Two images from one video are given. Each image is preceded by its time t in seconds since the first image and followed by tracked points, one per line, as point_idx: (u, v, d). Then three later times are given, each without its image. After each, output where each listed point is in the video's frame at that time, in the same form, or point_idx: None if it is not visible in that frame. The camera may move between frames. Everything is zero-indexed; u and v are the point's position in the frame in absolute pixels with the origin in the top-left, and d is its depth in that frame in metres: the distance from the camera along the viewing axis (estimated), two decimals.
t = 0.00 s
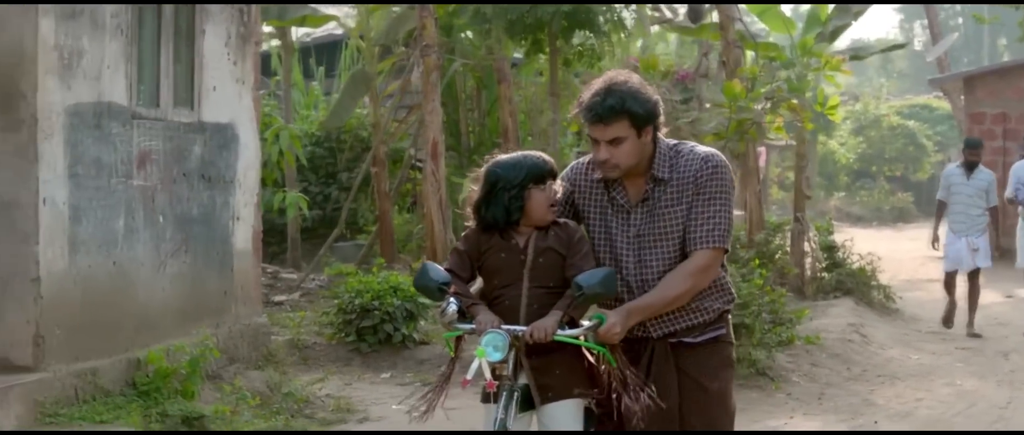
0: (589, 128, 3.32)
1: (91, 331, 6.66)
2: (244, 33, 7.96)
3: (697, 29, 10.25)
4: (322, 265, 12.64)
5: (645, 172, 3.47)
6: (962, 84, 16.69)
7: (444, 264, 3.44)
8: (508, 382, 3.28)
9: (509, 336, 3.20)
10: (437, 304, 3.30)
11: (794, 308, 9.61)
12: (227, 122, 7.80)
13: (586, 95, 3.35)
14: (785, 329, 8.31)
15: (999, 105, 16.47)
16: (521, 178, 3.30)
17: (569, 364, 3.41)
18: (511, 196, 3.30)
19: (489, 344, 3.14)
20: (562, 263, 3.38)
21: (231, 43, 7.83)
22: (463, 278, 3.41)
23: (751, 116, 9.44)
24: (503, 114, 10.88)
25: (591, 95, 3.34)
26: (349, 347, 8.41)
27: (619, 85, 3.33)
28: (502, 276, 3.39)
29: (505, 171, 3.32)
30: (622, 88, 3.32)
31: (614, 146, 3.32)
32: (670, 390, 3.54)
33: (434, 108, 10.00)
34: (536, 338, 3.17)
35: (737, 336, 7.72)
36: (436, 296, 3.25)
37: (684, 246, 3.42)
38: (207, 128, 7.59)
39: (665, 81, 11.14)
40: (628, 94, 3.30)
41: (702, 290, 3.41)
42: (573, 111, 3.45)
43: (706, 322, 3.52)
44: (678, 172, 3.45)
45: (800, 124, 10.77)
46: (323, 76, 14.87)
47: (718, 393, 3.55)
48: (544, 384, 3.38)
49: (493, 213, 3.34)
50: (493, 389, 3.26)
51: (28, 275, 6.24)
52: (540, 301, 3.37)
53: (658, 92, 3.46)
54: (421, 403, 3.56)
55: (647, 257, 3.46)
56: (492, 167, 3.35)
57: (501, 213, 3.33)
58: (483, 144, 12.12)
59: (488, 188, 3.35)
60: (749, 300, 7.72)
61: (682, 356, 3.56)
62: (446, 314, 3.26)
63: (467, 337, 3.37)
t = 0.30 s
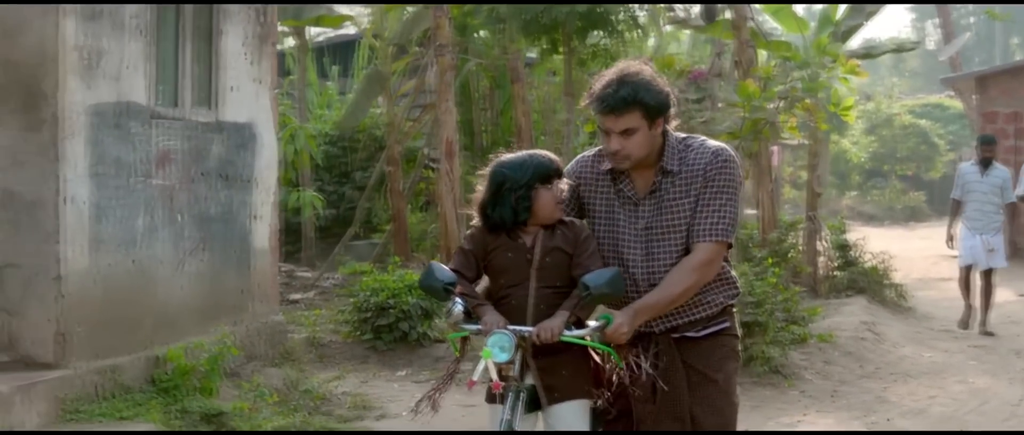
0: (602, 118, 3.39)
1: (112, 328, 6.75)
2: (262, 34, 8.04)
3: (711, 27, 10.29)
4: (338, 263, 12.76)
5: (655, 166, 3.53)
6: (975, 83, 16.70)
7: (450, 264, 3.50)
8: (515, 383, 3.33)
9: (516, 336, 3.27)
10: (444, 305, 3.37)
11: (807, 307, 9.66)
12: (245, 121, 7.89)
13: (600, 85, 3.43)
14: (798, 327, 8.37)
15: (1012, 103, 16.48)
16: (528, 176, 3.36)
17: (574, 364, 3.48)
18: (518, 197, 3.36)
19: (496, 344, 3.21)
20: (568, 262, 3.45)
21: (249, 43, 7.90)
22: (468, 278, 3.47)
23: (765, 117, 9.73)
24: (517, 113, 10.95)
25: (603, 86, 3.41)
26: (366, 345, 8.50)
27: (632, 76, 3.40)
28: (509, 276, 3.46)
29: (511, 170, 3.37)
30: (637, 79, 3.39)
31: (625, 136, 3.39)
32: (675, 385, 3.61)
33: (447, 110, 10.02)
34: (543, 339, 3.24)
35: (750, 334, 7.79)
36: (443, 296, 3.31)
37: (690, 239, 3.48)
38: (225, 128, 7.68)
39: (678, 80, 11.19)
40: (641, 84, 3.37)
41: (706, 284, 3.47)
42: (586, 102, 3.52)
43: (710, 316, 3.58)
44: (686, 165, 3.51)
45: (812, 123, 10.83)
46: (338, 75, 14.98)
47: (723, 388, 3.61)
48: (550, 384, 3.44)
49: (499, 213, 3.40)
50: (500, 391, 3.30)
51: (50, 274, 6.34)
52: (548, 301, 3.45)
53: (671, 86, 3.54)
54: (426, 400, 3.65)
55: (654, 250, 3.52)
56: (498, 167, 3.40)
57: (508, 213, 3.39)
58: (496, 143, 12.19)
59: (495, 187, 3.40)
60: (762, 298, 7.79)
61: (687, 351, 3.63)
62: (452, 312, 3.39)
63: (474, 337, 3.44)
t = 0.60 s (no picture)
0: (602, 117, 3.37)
1: (111, 328, 6.73)
2: (262, 33, 8.02)
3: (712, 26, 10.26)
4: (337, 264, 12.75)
5: (656, 166, 3.51)
6: (976, 83, 16.66)
7: (450, 265, 3.47)
8: (515, 383, 3.30)
9: (515, 337, 3.25)
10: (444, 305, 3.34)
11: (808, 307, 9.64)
12: (245, 121, 7.87)
13: (600, 84, 3.40)
14: (799, 328, 8.34)
15: (1014, 103, 16.43)
16: (528, 176, 3.34)
17: (574, 364, 3.45)
18: (518, 197, 3.34)
19: (496, 345, 3.18)
20: (569, 262, 3.42)
21: (248, 42, 7.87)
22: (468, 278, 3.44)
23: (765, 116, 9.71)
24: (517, 113, 10.93)
25: (603, 86, 3.38)
26: (365, 346, 8.48)
27: (632, 75, 3.38)
28: (509, 276, 3.43)
29: (511, 170, 3.35)
30: (637, 79, 3.37)
31: (626, 135, 3.37)
32: (675, 385, 3.59)
33: (449, 107, 10.03)
34: (543, 339, 3.22)
35: (751, 335, 7.76)
36: (443, 296, 3.29)
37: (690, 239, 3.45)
38: (224, 127, 7.65)
39: (679, 79, 11.17)
40: (641, 83, 3.35)
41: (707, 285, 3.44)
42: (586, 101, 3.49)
43: (711, 317, 3.55)
44: (687, 165, 3.48)
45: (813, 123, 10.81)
46: (337, 75, 14.96)
47: (724, 388, 3.58)
48: (550, 384, 3.42)
49: (499, 213, 3.37)
50: (500, 391, 3.28)
51: (49, 274, 6.32)
52: (548, 302, 3.42)
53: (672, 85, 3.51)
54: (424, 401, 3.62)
55: (655, 251, 3.49)
56: (499, 167, 3.38)
57: (508, 213, 3.36)
58: (496, 143, 12.18)
59: (494, 187, 3.38)
60: (763, 298, 7.75)
61: (687, 352, 3.60)
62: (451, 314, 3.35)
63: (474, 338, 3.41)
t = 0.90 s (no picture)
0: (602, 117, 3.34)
1: (111, 329, 6.71)
2: (261, 32, 8.00)
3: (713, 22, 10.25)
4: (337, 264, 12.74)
5: (656, 166, 3.48)
6: (977, 82, 16.63)
7: (450, 264, 3.45)
8: (515, 384, 3.28)
9: (515, 337, 3.23)
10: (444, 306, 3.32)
11: (808, 307, 9.62)
12: (244, 121, 7.85)
13: (600, 85, 3.37)
14: (800, 328, 8.32)
15: (1015, 102, 16.41)
16: (527, 176, 3.32)
17: (574, 365, 3.43)
18: (517, 197, 3.31)
19: (496, 345, 3.16)
20: (569, 263, 3.40)
21: (247, 42, 7.84)
22: (468, 278, 3.42)
23: (766, 116, 9.69)
24: (518, 112, 10.90)
25: (603, 85, 3.36)
26: (365, 346, 8.46)
27: (633, 74, 3.35)
28: (509, 276, 3.41)
29: (511, 169, 3.33)
30: (637, 78, 3.34)
31: (626, 135, 3.34)
32: (676, 385, 3.57)
33: (448, 106, 10.01)
34: (543, 340, 3.19)
35: (752, 335, 7.73)
36: (442, 296, 3.27)
37: (691, 239, 3.42)
38: (223, 127, 7.63)
39: (680, 79, 11.15)
40: (642, 83, 3.32)
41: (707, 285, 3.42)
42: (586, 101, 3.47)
43: (711, 317, 3.53)
44: (688, 164, 3.46)
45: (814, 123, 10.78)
46: (337, 74, 14.94)
47: (724, 389, 3.55)
48: (550, 385, 3.40)
49: (499, 214, 3.35)
50: (500, 392, 3.25)
51: (46, 275, 6.30)
52: (548, 302, 3.39)
53: (672, 85, 3.48)
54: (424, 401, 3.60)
55: (655, 251, 3.46)
56: (499, 166, 3.35)
57: (508, 213, 3.34)
58: (496, 142, 12.18)
59: (494, 187, 3.36)
60: (764, 299, 7.72)
61: (688, 352, 3.58)
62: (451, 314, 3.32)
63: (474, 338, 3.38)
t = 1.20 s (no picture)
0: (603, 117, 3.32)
1: (109, 329, 6.69)
2: (261, 32, 7.97)
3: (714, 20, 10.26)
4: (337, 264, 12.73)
5: (656, 166, 3.46)
6: (979, 82, 16.61)
7: (450, 265, 3.43)
8: (515, 384, 3.25)
9: (515, 338, 3.20)
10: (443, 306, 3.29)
11: (809, 307, 9.61)
12: (243, 121, 7.83)
13: (601, 85, 3.35)
14: (801, 328, 8.30)
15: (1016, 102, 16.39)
16: (528, 176, 3.29)
17: (575, 365, 3.40)
18: (518, 197, 3.29)
19: (496, 345, 3.13)
20: (569, 263, 3.37)
21: (247, 41, 7.81)
22: (468, 278, 3.40)
23: (767, 116, 9.68)
24: (517, 112, 10.87)
25: (604, 85, 3.33)
26: (365, 346, 8.45)
27: (633, 74, 3.33)
28: (509, 276, 3.38)
29: (511, 169, 3.31)
30: (637, 78, 3.31)
31: (626, 135, 3.32)
32: (676, 386, 3.54)
33: (448, 106, 9.99)
34: (543, 340, 3.17)
35: (753, 335, 7.71)
36: (442, 297, 3.24)
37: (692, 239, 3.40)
38: (222, 127, 7.61)
39: (680, 78, 11.14)
40: (642, 83, 3.30)
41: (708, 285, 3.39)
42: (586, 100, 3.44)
43: (712, 317, 3.50)
44: (689, 164, 3.43)
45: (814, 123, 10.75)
46: (337, 74, 14.92)
47: (725, 389, 3.53)
48: (550, 385, 3.37)
49: (499, 214, 3.33)
50: (500, 392, 3.22)
51: (45, 275, 6.28)
52: (548, 302, 3.37)
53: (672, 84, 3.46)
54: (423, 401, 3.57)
55: (656, 251, 3.44)
56: (499, 166, 3.33)
57: (508, 213, 3.32)
58: (496, 142, 12.17)
59: (493, 187, 3.34)
60: (764, 299, 7.70)
61: (688, 353, 3.55)
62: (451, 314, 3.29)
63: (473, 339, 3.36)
